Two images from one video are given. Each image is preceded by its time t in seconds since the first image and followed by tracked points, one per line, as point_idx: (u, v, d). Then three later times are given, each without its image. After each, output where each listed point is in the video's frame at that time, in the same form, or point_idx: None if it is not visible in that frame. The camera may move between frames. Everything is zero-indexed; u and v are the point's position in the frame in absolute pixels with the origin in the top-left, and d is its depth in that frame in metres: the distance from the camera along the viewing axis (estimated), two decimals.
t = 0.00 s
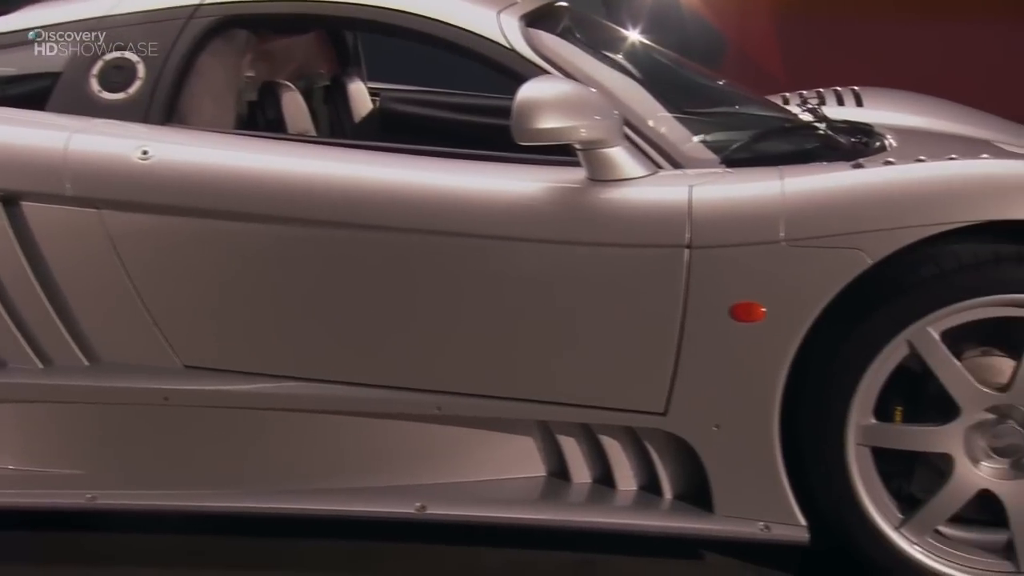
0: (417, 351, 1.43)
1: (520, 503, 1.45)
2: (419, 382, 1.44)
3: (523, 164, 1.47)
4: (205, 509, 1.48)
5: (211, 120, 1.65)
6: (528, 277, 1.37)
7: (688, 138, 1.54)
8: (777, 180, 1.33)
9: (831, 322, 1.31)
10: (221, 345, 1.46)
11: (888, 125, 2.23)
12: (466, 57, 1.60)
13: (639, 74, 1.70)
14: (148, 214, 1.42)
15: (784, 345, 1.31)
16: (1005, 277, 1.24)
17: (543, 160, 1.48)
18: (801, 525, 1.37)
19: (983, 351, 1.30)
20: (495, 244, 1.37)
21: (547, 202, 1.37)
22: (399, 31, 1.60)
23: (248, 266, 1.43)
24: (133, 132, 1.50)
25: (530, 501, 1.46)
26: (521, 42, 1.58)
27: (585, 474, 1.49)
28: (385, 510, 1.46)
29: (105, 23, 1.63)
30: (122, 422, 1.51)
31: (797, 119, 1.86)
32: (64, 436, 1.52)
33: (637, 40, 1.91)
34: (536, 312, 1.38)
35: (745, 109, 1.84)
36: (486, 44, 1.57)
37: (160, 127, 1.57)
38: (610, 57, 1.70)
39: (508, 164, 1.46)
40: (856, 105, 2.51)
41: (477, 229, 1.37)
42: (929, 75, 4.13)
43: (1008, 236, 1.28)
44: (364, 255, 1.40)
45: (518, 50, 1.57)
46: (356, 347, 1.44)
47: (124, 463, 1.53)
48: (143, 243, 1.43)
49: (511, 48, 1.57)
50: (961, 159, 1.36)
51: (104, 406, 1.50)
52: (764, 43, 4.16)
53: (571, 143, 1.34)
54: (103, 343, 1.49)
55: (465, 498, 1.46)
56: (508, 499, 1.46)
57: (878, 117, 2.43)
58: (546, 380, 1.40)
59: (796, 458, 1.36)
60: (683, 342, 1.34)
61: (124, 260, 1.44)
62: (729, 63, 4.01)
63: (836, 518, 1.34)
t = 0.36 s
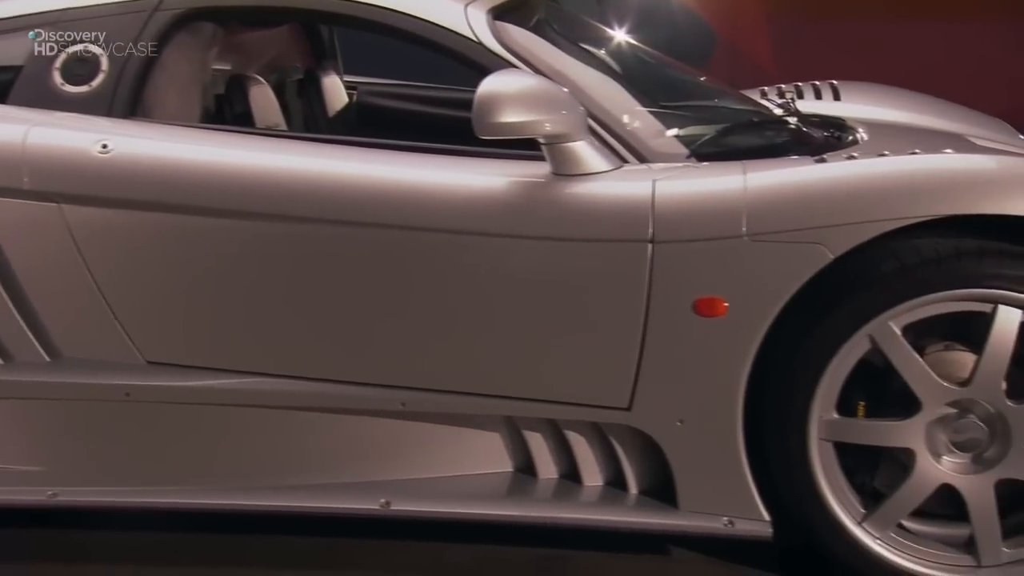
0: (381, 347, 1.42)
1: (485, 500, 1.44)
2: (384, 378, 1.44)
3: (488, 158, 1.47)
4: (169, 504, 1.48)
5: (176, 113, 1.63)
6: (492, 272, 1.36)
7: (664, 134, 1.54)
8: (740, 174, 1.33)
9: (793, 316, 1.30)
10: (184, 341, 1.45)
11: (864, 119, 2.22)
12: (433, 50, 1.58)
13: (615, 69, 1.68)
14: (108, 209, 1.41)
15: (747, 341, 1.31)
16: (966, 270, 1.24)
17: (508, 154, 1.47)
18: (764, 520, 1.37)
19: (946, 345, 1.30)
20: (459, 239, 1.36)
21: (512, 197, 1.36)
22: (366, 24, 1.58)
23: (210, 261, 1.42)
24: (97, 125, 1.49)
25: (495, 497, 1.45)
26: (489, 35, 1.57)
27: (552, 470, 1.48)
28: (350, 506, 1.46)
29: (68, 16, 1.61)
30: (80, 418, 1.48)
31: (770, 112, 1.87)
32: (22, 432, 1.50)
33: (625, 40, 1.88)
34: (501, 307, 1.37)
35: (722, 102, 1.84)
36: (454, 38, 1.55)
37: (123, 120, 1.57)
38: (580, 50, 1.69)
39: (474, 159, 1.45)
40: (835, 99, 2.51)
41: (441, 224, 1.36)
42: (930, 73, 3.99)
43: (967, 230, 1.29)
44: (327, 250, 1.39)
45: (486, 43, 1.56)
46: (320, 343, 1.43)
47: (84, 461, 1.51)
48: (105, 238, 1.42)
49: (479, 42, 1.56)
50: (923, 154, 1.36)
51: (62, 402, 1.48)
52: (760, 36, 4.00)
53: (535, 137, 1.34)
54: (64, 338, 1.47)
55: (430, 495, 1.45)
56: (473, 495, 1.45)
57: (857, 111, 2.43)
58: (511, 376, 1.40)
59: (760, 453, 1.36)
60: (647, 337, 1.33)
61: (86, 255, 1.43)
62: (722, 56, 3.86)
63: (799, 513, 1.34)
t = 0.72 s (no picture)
0: (353, 341, 1.41)
1: (457, 494, 1.43)
2: (356, 372, 1.43)
3: (460, 152, 1.46)
4: (140, 500, 1.47)
5: (147, 106, 1.62)
6: (463, 266, 1.35)
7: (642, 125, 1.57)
8: (711, 168, 1.33)
9: (763, 310, 1.31)
10: (154, 335, 1.45)
11: (847, 112, 2.22)
12: (406, 42, 1.57)
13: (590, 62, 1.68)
14: (76, 202, 1.40)
15: (716, 334, 1.31)
16: (935, 264, 1.24)
17: (481, 148, 1.46)
18: (734, 514, 1.37)
19: (917, 339, 1.30)
20: (430, 232, 1.35)
21: (483, 190, 1.35)
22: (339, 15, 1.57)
23: (180, 255, 1.41)
24: (66, 118, 1.48)
25: (467, 491, 1.44)
26: (462, 27, 1.56)
27: (525, 463, 1.47)
28: (321, 501, 1.45)
29: (37, 6, 1.59)
30: (48, 412, 1.47)
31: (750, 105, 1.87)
32: None
33: (613, 39, 1.88)
34: (472, 301, 1.36)
35: (704, 94, 1.85)
36: (427, 30, 1.54)
37: (91, 113, 1.56)
38: (556, 42, 1.68)
39: (446, 152, 1.45)
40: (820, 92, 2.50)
41: (412, 217, 1.35)
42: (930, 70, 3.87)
43: (937, 223, 1.29)
44: (298, 243, 1.38)
45: (459, 36, 1.54)
46: (291, 337, 1.42)
47: (54, 457, 1.49)
48: (73, 231, 1.41)
49: (452, 34, 1.55)
50: (894, 147, 1.36)
51: (31, 397, 1.46)
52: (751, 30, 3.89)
53: (506, 130, 1.33)
54: (32, 333, 1.46)
55: (401, 489, 1.44)
56: (445, 489, 1.44)
57: (839, 104, 2.43)
58: (482, 369, 1.39)
59: (731, 447, 1.36)
60: (618, 331, 1.33)
61: (54, 248, 1.41)
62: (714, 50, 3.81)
63: (769, 507, 1.35)
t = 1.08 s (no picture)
0: (328, 334, 1.41)
1: (433, 487, 1.43)
2: (331, 364, 1.42)
3: (436, 144, 1.45)
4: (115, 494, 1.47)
5: (121, 98, 1.61)
6: (437, 258, 1.35)
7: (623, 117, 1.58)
8: (685, 160, 1.33)
9: (737, 303, 1.30)
10: (128, 328, 1.44)
11: (834, 104, 2.21)
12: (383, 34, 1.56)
13: (569, 54, 1.67)
14: (48, 194, 1.39)
15: (691, 327, 1.31)
16: (908, 256, 1.24)
17: (456, 140, 1.46)
18: (709, 506, 1.37)
19: (892, 331, 1.30)
20: (405, 225, 1.35)
21: (458, 182, 1.34)
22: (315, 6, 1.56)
23: (153, 247, 1.40)
24: (39, 109, 1.47)
25: (444, 484, 1.44)
26: (438, 18, 1.55)
27: (502, 457, 1.47)
28: (296, 495, 1.45)
29: None
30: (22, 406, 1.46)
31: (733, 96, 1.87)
32: None
33: (604, 33, 1.89)
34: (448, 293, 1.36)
35: (690, 86, 1.87)
36: (403, 20, 1.53)
37: (64, 105, 1.55)
38: (534, 33, 1.68)
39: (422, 144, 1.44)
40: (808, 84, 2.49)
41: (386, 209, 1.34)
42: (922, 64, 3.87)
43: (912, 215, 1.29)
44: (272, 236, 1.38)
45: (436, 27, 1.53)
46: (266, 330, 1.42)
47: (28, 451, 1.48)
48: (46, 224, 1.40)
49: (428, 24, 1.53)
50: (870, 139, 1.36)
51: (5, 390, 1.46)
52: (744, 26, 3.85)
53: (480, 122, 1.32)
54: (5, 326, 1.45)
55: (377, 482, 1.44)
56: (422, 482, 1.44)
57: (824, 96, 2.43)
58: (457, 362, 1.39)
59: (706, 440, 1.36)
60: (593, 324, 1.33)
61: (27, 240, 1.41)
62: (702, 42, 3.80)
63: (743, 500, 1.35)
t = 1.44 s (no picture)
0: (304, 327, 1.40)
1: (409, 480, 1.42)
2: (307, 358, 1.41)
3: (413, 136, 1.44)
4: (92, 488, 1.46)
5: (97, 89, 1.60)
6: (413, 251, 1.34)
7: (604, 110, 1.58)
8: (661, 153, 1.33)
9: (712, 296, 1.30)
10: (103, 322, 1.43)
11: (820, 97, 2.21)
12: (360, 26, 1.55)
13: (549, 46, 1.66)
14: (21, 186, 1.38)
15: (667, 320, 1.30)
16: (882, 250, 1.24)
17: (433, 132, 1.45)
18: (685, 500, 1.37)
19: (867, 325, 1.30)
20: (380, 218, 1.34)
21: (433, 175, 1.34)
22: None
23: (128, 240, 1.39)
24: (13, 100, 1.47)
25: (420, 478, 1.43)
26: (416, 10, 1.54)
27: (480, 450, 1.47)
28: (272, 488, 1.44)
29: None
30: None
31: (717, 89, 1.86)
32: None
33: (592, 29, 1.91)
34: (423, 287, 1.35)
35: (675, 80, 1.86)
36: (380, 12, 1.52)
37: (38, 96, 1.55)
38: (514, 25, 1.67)
39: (399, 137, 1.43)
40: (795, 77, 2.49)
41: (361, 202, 1.34)
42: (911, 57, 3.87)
43: (887, 208, 1.28)
44: (247, 229, 1.37)
45: (414, 19, 1.53)
46: (242, 324, 1.41)
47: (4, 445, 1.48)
48: (20, 217, 1.39)
49: (406, 17, 1.53)
50: (847, 132, 1.35)
51: None
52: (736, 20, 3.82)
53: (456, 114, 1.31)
54: None
55: (354, 476, 1.43)
56: (398, 476, 1.43)
57: (811, 89, 2.42)
58: (432, 356, 1.38)
59: (681, 433, 1.36)
60: (569, 317, 1.32)
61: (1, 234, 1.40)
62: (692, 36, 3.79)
63: (719, 493, 1.35)
